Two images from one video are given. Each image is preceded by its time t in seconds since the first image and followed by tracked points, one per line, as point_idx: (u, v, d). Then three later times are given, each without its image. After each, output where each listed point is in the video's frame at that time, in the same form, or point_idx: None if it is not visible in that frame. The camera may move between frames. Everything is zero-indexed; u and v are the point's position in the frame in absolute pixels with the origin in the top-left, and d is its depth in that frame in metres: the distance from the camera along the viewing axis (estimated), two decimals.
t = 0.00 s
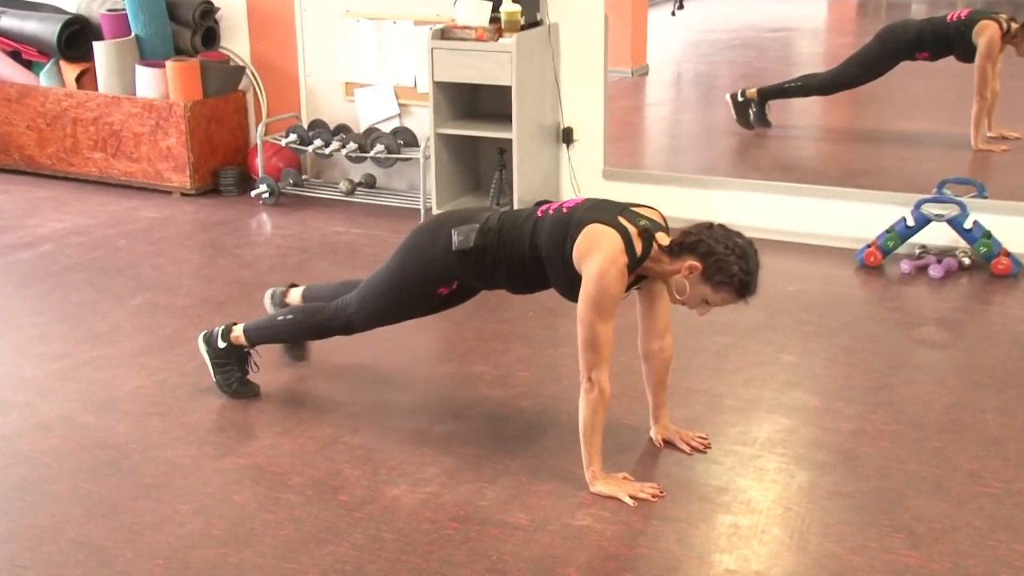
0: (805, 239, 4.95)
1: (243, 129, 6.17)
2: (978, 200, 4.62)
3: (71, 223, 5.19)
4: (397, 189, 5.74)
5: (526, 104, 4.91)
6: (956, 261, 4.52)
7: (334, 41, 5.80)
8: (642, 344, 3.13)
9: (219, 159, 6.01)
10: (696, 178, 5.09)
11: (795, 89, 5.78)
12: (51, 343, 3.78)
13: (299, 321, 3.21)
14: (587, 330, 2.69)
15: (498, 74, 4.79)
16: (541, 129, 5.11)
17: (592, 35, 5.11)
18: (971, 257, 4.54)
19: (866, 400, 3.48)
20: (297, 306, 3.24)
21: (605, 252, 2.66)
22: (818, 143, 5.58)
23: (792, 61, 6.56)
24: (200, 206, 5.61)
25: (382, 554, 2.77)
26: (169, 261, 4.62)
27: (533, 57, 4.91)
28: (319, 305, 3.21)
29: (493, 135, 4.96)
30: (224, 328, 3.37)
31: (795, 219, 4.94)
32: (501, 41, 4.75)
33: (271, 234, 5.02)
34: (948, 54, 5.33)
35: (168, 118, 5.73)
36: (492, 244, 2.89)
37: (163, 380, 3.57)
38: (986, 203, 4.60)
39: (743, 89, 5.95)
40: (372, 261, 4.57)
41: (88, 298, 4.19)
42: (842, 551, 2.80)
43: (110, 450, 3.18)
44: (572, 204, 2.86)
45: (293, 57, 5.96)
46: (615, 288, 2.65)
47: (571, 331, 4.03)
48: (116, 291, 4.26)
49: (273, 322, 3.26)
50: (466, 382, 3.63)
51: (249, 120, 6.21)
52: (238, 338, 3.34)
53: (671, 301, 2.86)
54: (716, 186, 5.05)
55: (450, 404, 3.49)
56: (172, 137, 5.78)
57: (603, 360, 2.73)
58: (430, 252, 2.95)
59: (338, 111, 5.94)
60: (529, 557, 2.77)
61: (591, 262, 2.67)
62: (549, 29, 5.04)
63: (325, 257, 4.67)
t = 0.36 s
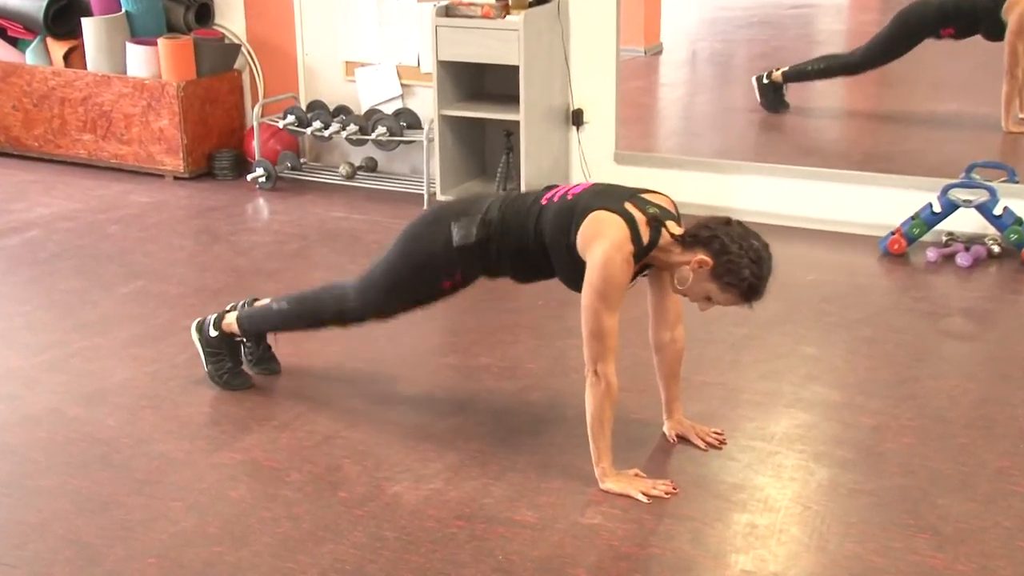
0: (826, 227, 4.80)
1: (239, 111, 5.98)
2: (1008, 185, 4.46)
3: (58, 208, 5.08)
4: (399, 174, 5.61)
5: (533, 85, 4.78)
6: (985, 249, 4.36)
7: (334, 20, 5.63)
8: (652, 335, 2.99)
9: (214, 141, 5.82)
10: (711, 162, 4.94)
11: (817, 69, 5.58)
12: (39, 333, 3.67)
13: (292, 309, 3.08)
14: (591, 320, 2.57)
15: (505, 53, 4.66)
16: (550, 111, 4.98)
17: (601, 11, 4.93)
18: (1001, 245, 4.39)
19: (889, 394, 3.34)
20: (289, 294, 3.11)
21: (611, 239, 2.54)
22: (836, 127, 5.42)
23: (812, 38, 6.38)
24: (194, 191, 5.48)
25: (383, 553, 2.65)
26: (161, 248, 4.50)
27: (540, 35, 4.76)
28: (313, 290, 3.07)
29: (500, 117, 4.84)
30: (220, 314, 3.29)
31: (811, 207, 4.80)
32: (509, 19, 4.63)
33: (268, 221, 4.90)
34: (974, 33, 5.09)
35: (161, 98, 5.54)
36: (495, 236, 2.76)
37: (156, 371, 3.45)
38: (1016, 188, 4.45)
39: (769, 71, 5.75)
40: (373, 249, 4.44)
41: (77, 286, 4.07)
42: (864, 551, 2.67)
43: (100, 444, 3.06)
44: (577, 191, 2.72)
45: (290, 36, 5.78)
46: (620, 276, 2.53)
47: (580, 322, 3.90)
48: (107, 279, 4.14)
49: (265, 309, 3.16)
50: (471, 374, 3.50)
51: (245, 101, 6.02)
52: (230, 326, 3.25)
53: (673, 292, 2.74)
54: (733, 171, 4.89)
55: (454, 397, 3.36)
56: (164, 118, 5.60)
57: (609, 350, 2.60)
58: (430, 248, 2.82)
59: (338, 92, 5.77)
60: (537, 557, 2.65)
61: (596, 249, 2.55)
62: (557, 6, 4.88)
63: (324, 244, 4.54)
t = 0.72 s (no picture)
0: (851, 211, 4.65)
1: (236, 92, 5.86)
2: None
3: (46, 191, 4.97)
4: (403, 158, 5.47)
5: (544, 65, 4.63)
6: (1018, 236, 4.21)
7: None
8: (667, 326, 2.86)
9: (209, 123, 5.69)
10: (732, 146, 4.79)
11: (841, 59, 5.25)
12: (28, 323, 3.55)
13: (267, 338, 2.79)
14: (599, 312, 2.43)
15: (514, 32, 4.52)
16: (561, 92, 4.84)
17: None
18: None
19: (916, 389, 3.19)
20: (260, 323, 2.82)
21: (616, 227, 2.41)
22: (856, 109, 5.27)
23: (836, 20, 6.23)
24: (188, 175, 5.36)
25: (386, 553, 2.53)
26: (155, 234, 4.38)
27: (551, 14, 4.63)
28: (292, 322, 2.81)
29: (510, 98, 4.70)
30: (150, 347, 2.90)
31: (835, 192, 4.66)
32: None
33: (267, 206, 4.77)
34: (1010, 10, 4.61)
35: (154, 77, 5.43)
36: (501, 226, 2.63)
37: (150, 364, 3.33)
38: None
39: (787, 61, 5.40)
40: (376, 237, 4.32)
41: (66, 274, 3.95)
42: (890, 553, 2.53)
43: (91, 439, 2.95)
44: (582, 175, 2.59)
45: (290, 14, 5.64)
46: (626, 266, 2.40)
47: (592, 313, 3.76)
48: (99, 266, 4.02)
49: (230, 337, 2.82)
50: (478, 367, 3.37)
51: (241, 80, 5.88)
52: (167, 357, 2.87)
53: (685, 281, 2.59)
54: (753, 154, 4.75)
55: (461, 391, 3.23)
56: (158, 99, 5.48)
57: (618, 343, 2.47)
58: (434, 242, 2.68)
59: (339, 71, 5.62)
60: (547, 558, 2.52)
61: (600, 238, 2.42)
62: None
63: (325, 231, 4.42)
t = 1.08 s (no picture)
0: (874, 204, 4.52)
1: (232, 77, 5.74)
2: None
3: (34, 180, 4.87)
4: (406, 145, 5.35)
5: (554, 50, 4.51)
6: None
7: None
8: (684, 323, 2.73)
9: (203, 110, 5.58)
10: (750, 134, 4.65)
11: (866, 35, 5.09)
12: (17, 317, 3.44)
13: (299, 301, 2.84)
14: (619, 306, 2.32)
15: (522, 16, 4.40)
16: (572, 76, 4.71)
17: None
18: None
19: (943, 389, 3.06)
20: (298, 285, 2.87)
21: (641, 218, 2.29)
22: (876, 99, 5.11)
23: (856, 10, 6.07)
24: (181, 163, 5.25)
25: (387, 559, 2.41)
26: (147, 225, 4.27)
27: None
28: (321, 287, 2.82)
29: (518, 84, 4.57)
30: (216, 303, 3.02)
31: (857, 180, 4.52)
32: None
33: (263, 196, 4.65)
34: None
35: (146, 60, 5.32)
36: (516, 215, 2.49)
37: (142, 361, 3.21)
38: None
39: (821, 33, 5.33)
40: (378, 229, 4.20)
41: (55, 266, 3.84)
42: (918, 560, 2.40)
43: (80, 438, 2.83)
44: (604, 164, 2.46)
45: None
46: (650, 259, 2.28)
47: (604, 308, 3.63)
48: (90, 258, 3.91)
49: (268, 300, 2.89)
50: (485, 365, 3.25)
51: (238, 65, 5.77)
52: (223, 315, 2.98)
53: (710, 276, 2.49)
54: (772, 143, 4.61)
55: (467, 390, 3.10)
56: (150, 83, 5.36)
57: (638, 339, 2.35)
58: (445, 234, 2.58)
59: (339, 55, 5.47)
60: (556, 564, 2.39)
61: (625, 228, 2.29)
62: None
63: (324, 222, 4.30)
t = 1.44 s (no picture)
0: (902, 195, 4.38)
1: (228, 60, 5.63)
2: None
3: (22, 168, 4.76)
4: (411, 134, 5.24)
5: (564, 33, 4.39)
6: None
7: None
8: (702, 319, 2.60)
9: (197, 96, 5.46)
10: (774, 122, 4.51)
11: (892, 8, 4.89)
12: (5, 313, 3.33)
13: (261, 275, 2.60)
14: (636, 301, 2.20)
15: None
16: (584, 61, 4.60)
17: None
18: None
19: (973, 389, 2.92)
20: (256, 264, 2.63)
21: (665, 211, 2.17)
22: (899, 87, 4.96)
23: None
24: (175, 151, 5.14)
25: (389, 566, 2.29)
26: (141, 216, 4.16)
27: None
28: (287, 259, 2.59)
29: (528, 68, 4.46)
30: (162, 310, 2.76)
31: (883, 173, 4.38)
32: None
33: (261, 186, 4.53)
34: None
35: (139, 44, 5.20)
36: (539, 177, 2.37)
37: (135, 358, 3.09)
38: None
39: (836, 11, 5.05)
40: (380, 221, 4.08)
41: (44, 259, 3.73)
42: (948, 570, 2.27)
43: (70, 439, 2.71)
44: (636, 141, 2.33)
45: None
46: (671, 255, 2.16)
47: (617, 304, 3.51)
48: (81, 251, 3.80)
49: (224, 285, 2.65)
50: (492, 363, 3.12)
51: (234, 48, 5.65)
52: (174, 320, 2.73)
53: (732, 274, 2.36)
54: (797, 131, 4.48)
55: (473, 389, 2.98)
56: (142, 68, 5.25)
57: (655, 336, 2.23)
58: (462, 186, 2.41)
59: (342, 38, 5.34)
60: (567, 572, 2.27)
61: (647, 220, 2.19)
62: None
63: (324, 213, 4.19)
